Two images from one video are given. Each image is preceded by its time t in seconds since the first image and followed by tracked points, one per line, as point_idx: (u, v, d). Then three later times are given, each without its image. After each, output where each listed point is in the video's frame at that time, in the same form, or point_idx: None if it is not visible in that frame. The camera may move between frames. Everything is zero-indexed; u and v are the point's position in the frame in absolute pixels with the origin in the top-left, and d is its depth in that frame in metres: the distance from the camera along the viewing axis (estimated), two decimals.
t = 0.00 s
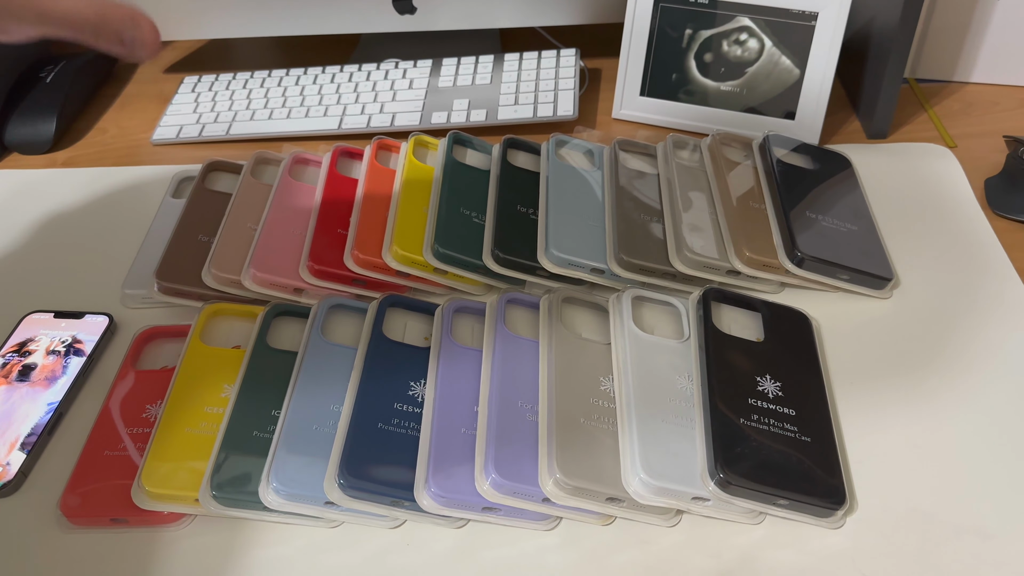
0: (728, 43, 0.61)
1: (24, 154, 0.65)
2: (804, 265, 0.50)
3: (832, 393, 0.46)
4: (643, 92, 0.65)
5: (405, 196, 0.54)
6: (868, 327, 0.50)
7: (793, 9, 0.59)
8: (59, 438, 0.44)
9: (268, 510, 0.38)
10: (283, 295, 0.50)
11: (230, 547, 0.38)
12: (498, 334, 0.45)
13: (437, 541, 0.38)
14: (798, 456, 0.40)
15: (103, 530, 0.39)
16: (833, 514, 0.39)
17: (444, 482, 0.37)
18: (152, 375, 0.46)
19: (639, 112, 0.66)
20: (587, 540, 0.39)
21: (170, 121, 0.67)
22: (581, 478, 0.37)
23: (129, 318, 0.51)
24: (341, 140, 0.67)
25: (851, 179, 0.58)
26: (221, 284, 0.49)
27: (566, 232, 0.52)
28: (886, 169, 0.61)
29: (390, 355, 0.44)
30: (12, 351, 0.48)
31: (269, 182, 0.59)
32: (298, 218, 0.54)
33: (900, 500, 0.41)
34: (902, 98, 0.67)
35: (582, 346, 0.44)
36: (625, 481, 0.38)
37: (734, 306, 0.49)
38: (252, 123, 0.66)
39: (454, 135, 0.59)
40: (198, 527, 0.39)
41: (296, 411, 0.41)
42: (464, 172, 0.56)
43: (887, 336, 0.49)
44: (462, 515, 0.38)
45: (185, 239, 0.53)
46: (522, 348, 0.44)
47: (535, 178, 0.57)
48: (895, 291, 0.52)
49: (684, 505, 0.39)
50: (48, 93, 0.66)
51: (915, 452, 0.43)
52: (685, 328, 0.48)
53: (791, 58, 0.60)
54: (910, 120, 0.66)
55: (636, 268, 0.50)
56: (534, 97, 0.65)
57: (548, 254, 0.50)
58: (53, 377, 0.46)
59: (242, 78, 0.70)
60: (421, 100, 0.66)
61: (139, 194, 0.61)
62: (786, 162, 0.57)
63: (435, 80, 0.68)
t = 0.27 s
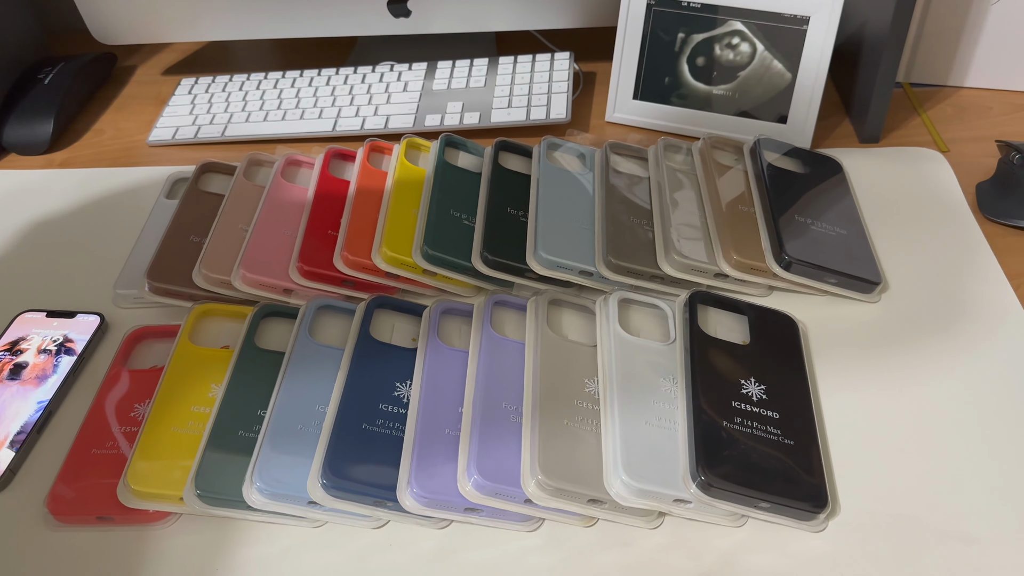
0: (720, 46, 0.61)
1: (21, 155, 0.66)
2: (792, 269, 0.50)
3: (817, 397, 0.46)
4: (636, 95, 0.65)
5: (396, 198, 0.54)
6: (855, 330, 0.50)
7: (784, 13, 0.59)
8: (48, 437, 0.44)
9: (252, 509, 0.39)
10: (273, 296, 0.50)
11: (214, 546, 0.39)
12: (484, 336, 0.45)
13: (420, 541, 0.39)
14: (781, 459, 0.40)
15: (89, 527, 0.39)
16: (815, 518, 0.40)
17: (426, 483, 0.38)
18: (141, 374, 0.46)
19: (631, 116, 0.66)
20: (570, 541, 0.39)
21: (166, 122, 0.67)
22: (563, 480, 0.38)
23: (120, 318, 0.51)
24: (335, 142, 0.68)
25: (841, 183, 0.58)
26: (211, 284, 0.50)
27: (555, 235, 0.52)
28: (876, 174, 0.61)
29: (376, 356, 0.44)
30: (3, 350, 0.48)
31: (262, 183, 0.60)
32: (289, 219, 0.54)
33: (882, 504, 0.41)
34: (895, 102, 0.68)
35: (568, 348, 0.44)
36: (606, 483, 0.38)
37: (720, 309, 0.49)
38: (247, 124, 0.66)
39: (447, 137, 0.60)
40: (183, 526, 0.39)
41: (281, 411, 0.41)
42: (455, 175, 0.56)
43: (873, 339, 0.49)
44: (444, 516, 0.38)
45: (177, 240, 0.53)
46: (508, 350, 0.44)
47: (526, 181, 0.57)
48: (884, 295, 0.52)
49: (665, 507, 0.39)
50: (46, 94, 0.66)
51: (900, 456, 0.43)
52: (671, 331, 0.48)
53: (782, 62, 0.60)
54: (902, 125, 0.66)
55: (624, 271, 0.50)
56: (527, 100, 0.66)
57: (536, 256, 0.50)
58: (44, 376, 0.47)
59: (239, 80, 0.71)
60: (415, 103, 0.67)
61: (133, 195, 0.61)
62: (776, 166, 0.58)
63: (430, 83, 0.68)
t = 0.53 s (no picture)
0: (714, 46, 0.61)
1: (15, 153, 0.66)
2: (783, 270, 0.50)
3: (806, 399, 0.46)
4: (630, 95, 0.64)
5: (386, 197, 0.54)
6: (847, 332, 0.50)
7: (779, 12, 0.58)
8: (33, 436, 0.44)
9: (233, 509, 0.39)
10: (261, 295, 0.50)
11: (195, 546, 0.38)
12: (470, 337, 0.45)
13: (402, 543, 0.38)
14: (767, 461, 0.40)
15: (71, 526, 0.39)
16: (801, 522, 0.39)
17: (408, 485, 0.38)
18: (126, 373, 0.46)
19: (626, 116, 0.66)
20: (553, 543, 0.39)
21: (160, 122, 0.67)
22: (545, 482, 0.37)
23: (108, 317, 0.51)
24: (328, 142, 0.67)
25: (834, 184, 0.58)
26: (199, 283, 0.50)
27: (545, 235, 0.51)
28: (871, 174, 0.61)
29: (361, 357, 0.44)
30: None
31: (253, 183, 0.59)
32: (279, 218, 0.54)
33: (870, 507, 0.41)
34: (892, 103, 0.67)
35: (554, 349, 0.44)
36: (590, 485, 0.38)
37: (709, 310, 0.49)
38: (240, 124, 0.66)
39: (438, 137, 0.59)
40: (165, 526, 0.39)
41: (264, 411, 0.41)
42: (446, 174, 0.56)
43: (865, 342, 0.49)
44: (426, 518, 0.38)
45: (166, 239, 0.53)
46: (493, 351, 0.44)
47: (517, 180, 0.56)
48: (877, 297, 0.52)
49: (649, 510, 0.38)
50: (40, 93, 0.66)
51: (888, 460, 0.43)
52: (659, 332, 0.48)
53: (777, 61, 0.60)
54: (899, 125, 0.65)
55: (614, 272, 0.50)
56: (520, 100, 0.65)
57: (525, 257, 0.50)
58: (30, 374, 0.47)
59: (234, 79, 0.70)
60: (409, 102, 0.66)
61: (125, 194, 0.61)
62: (769, 166, 0.57)
63: (424, 82, 0.68)
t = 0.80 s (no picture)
0: (712, 47, 0.60)
1: (13, 153, 0.66)
2: (778, 272, 0.49)
3: (800, 402, 0.45)
4: (628, 96, 0.64)
5: (381, 198, 0.54)
6: (842, 334, 0.49)
7: (777, 13, 0.58)
8: (26, 436, 0.44)
9: (223, 511, 0.39)
10: (255, 296, 0.50)
11: (185, 547, 0.38)
12: (463, 338, 0.45)
13: (392, 545, 0.38)
14: (759, 465, 0.40)
15: (62, 527, 0.39)
16: (793, 525, 0.39)
17: (397, 487, 0.38)
18: (119, 374, 0.46)
19: (623, 116, 0.65)
20: (544, 546, 0.39)
21: (158, 122, 0.67)
22: (535, 484, 0.37)
23: (103, 317, 0.51)
24: (325, 142, 0.67)
25: (831, 186, 0.58)
26: (193, 284, 0.50)
27: (539, 236, 0.51)
28: (868, 176, 0.61)
29: (352, 358, 0.44)
30: None
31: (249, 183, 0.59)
32: (274, 219, 0.54)
33: (862, 511, 0.40)
34: (891, 104, 0.67)
35: (547, 350, 0.44)
36: (580, 488, 0.38)
37: (703, 312, 0.49)
38: (238, 125, 0.66)
39: (435, 137, 0.59)
40: (155, 527, 0.39)
41: (256, 412, 0.41)
42: (442, 175, 0.56)
43: (861, 345, 0.49)
44: (416, 520, 0.38)
45: (161, 239, 0.53)
46: (486, 352, 0.44)
47: (513, 181, 0.56)
48: (873, 299, 0.51)
49: (640, 513, 0.38)
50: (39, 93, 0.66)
51: (881, 463, 0.42)
52: (653, 333, 0.47)
53: (775, 62, 0.59)
54: (897, 126, 0.65)
55: (608, 273, 0.50)
56: (518, 101, 0.65)
57: (519, 258, 0.50)
58: (24, 374, 0.47)
59: (233, 80, 0.70)
60: (407, 103, 0.66)
61: (122, 194, 0.61)
62: (765, 168, 0.57)
63: (422, 83, 0.68)
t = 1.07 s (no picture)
0: (719, 47, 0.60)
1: (21, 154, 0.66)
2: (785, 273, 0.49)
3: (808, 404, 0.45)
4: (634, 97, 0.64)
5: (387, 199, 0.54)
6: (850, 336, 0.49)
7: (784, 13, 0.58)
8: (33, 436, 0.44)
9: (229, 512, 0.39)
10: (261, 296, 0.50)
11: (190, 547, 0.39)
12: (468, 339, 0.45)
13: (397, 546, 0.38)
14: (766, 467, 0.39)
15: (68, 527, 0.40)
16: (800, 528, 0.39)
17: (403, 488, 0.38)
18: (126, 374, 0.46)
19: (629, 117, 0.65)
20: (549, 547, 0.39)
21: (165, 123, 0.67)
22: (541, 486, 0.37)
23: (110, 318, 0.52)
24: (331, 143, 0.67)
25: (839, 186, 0.57)
26: (200, 285, 0.50)
27: (545, 237, 0.51)
28: (876, 177, 0.60)
29: (358, 359, 0.44)
30: None
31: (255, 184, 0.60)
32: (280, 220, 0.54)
33: (870, 514, 0.40)
34: (899, 104, 0.66)
35: (553, 352, 0.44)
36: (586, 489, 0.38)
37: (710, 313, 0.49)
38: (245, 126, 0.66)
39: (441, 138, 0.59)
40: (161, 528, 0.39)
41: (262, 413, 0.41)
42: (448, 175, 0.56)
43: (869, 346, 0.48)
44: (421, 521, 0.38)
45: (168, 240, 0.54)
46: (491, 353, 0.44)
47: (519, 182, 0.56)
48: (881, 300, 0.51)
49: (646, 515, 0.38)
50: (47, 94, 0.66)
51: (889, 466, 0.42)
52: (659, 335, 0.47)
53: (782, 62, 0.59)
54: (906, 127, 0.64)
55: (614, 274, 0.50)
56: (524, 101, 0.65)
57: (525, 259, 0.50)
58: (31, 375, 0.47)
59: (239, 80, 0.70)
60: (413, 104, 0.66)
61: (129, 194, 0.62)
62: (773, 168, 0.57)
63: (428, 83, 0.68)
